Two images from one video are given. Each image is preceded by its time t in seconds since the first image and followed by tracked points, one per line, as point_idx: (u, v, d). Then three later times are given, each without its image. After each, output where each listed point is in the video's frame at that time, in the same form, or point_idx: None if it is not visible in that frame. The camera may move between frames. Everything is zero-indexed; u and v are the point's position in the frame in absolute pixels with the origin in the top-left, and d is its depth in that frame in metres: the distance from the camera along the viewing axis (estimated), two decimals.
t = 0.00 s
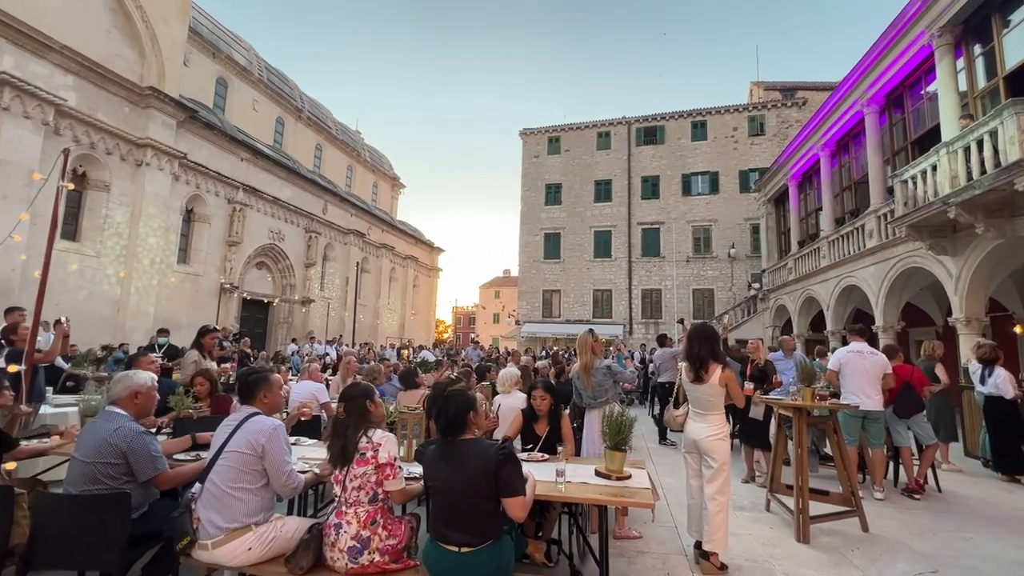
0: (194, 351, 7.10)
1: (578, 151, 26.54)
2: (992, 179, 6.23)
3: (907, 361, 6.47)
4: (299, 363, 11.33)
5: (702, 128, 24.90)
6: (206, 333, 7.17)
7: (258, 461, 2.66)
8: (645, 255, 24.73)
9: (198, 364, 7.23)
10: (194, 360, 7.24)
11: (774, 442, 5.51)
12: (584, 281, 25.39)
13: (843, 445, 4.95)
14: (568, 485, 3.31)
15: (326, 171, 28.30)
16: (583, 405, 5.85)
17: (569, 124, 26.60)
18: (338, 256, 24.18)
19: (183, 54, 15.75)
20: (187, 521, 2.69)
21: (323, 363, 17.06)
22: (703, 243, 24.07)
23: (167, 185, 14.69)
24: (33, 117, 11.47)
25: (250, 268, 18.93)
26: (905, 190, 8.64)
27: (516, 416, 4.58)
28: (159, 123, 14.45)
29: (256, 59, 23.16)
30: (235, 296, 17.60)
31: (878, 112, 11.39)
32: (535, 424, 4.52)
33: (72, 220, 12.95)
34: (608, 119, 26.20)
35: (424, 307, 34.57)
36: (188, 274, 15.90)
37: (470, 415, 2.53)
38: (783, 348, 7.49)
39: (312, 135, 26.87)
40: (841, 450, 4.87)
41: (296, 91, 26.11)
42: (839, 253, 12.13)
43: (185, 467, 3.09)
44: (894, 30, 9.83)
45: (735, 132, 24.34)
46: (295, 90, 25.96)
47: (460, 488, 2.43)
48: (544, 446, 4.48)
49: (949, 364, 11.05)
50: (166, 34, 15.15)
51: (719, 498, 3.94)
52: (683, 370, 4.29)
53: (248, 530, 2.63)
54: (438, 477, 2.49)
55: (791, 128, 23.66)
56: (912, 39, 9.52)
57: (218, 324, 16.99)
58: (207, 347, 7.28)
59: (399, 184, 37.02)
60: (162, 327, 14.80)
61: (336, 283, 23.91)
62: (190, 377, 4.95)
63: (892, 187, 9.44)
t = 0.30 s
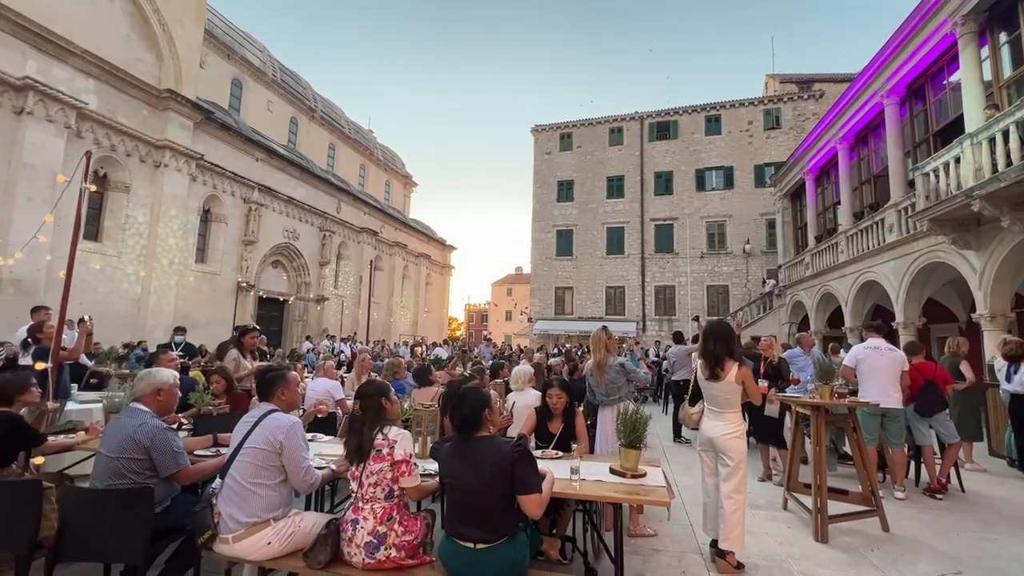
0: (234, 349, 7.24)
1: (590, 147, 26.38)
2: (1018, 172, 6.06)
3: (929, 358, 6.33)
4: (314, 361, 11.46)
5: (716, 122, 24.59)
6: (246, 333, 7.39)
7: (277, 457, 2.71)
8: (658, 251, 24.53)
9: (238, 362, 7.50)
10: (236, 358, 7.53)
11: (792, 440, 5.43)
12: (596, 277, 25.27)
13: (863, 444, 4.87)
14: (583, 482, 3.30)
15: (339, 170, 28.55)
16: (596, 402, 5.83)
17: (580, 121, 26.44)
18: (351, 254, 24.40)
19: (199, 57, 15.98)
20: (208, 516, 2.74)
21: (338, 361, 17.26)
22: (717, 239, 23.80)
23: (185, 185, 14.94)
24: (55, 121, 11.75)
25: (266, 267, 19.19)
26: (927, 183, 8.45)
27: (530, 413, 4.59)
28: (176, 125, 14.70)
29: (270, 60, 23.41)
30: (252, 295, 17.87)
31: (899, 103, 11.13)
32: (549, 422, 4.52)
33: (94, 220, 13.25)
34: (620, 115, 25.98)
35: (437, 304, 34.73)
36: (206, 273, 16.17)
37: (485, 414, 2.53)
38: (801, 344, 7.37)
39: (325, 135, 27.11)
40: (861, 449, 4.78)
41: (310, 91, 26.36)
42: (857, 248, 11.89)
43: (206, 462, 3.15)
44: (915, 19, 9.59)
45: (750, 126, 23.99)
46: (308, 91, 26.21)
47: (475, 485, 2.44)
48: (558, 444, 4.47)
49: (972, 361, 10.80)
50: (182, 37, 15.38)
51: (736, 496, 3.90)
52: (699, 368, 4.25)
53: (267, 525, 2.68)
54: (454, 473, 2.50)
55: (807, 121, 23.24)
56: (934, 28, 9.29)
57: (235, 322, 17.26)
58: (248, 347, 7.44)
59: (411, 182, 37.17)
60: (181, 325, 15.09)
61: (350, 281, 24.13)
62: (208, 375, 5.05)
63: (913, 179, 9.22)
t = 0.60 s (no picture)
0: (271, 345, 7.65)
1: (602, 142, 26.19)
2: None
3: (952, 353, 6.18)
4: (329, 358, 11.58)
5: (730, 115, 24.24)
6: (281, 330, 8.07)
7: (297, 453, 2.74)
8: (671, 247, 24.31)
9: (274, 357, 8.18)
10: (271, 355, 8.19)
11: (810, 437, 5.35)
12: (609, 273, 25.13)
13: (884, 441, 4.77)
14: (599, 479, 3.29)
15: (352, 169, 28.78)
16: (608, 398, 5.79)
17: (592, 116, 26.26)
18: (365, 252, 24.59)
19: (214, 58, 16.18)
20: (229, 510, 2.78)
21: (352, 358, 17.44)
22: (732, 234, 23.51)
23: (202, 185, 15.18)
24: (77, 124, 12.00)
25: (281, 265, 19.43)
26: (950, 174, 8.25)
27: (545, 410, 4.57)
28: (192, 126, 14.92)
29: (284, 61, 23.64)
30: (267, 293, 18.12)
31: (920, 93, 10.85)
32: (563, 419, 4.48)
33: (114, 221, 13.53)
34: (632, 109, 25.75)
35: (450, 302, 34.87)
36: (223, 272, 16.43)
37: (507, 410, 2.54)
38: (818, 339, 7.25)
39: (338, 134, 27.33)
40: (883, 447, 4.69)
41: (322, 91, 26.57)
42: (877, 242, 11.65)
43: (227, 458, 3.20)
44: (937, 7, 9.33)
45: (765, 118, 23.61)
46: (321, 90, 26.42)
47: (496, 481, 2.45)
48: (572, 441, 4.45)
49: (998, 357, 10.53)
50: (198, 39, 15.59)
51: (754, 494, 3.86)
52: (716, 364, 4.20)
53: (287, 519, 2.71)
54: (474, 469, 2.51)
55: (825, 112, 22.78)
56: (957, 15, 9.03)
57: (252, 320, 17.52)
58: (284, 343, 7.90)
59: (423, 180, 37.28)
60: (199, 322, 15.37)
61: (364, 279, 24.34)
62: (225, 371, 5.12)
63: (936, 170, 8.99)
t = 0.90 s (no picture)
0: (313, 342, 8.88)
1: (617, 134, 25.91)
2: None
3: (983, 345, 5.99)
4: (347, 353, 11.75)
5: (748, 104, 23.76)
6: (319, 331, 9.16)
7: (319, 447, 2.79)
8: (688, 239, 24.01)
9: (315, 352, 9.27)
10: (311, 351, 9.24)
11: (834, 431, 5.25)
12: (624, 267, 24.94)
13: (911, 435, 4.66)
14: (618, 473, 3.28)
15: (367, 166, 29.01)
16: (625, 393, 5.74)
17: (607, 107, 25.97)
18: (381, 248, 24.81)
19: (231, 59, 16.40)
20: (256, 502, 2.84)
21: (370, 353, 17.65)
22: (751, 225, 23.12)
23: (221, 185, 15.45)
24: (101, 126, 12.29)
25: (299, 262, 19.71)
26: (980, 160, 7.98)
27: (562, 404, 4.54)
28: (211, 127, 15.18)
29: (299, 60, 23.87)
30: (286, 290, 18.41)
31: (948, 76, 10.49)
32: (582, 413, 4.43)
33: (139, 221, 13.86)
34: (647, 100, 25.41)
35: (465, 297, 35.02)
36: (243, 270, 16.74)
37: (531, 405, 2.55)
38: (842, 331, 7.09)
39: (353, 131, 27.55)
40: (909, 441, 4.58)
41: (337, 89, 26.77)
42: (902, 231, 11.34)
43: (252, 451, 3.27)
44: None
45: (784, 106, 23.09)
46: (335, 88, 26.62)
47: (519, 475, 2.46)
48: (591, 435, 4.42)
49: None
50: (215, 39, 15.81)
51: (776, 489, 3.80)
52: (737, 357, 4.15)
53: (311, 512, 2.77)
54: (497, 463, 2.51)
55: (847, 99, 22.17)
56: None
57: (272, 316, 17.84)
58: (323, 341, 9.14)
59: (437, 176, 37.39)
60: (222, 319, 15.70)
61: (380, 275, 24.56)
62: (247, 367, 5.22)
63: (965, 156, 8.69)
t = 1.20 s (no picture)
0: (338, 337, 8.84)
1: (633, 125, 25.56)
2: None
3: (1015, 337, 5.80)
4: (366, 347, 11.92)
5: (769, 91, 23.22)
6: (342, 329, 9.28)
7: (340, 440, 2.84)
8: (707, 231, 23.66)
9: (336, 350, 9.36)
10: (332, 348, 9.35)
11: (858, 426, 5.14)
12: (641, 259, 24.71)
13: (938, 430, 4.54)
14: (637, 467, 3.27)
15: (383, 161, 29.18)
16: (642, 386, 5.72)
17: (623, 98, 25.62)
18: (398, 243, 25.01)
19: (248, 57, 16.60)
20: (280, 493, 2.90)
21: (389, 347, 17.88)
22: (771, 215, 22.68)
23: (242, 182, 15.73)
24: (126, 127, 12.59)
25: (318, 258, 19.98)
26: (1014, 146, 7.67)
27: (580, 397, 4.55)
28: (231, 125, 15.43)
29: (314, 56, 24.04)
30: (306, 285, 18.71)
31: (981, 58, 10.08)
32: (600, 407, 4.47)
33: (163, 219, 14.20)
34: (664, 90, 25.00)
35: (481, 291, 35.12)
36: (264, 266, 17.05)
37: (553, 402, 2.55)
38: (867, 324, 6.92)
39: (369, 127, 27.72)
40: (938, 436, 4.47)
41: (353, 84, 26.92)
42: (930, 221, 11.01)
43: (276, 443, 3.34)
44: None
45: (807, 93, 22.50)
46: (351, 84, 26.77)
47: (539, 470, 2.47)
48: (609, 429, 4.44)
49: None
50: (233, 39, 16.02)
51: (798, 484, 3.75)
52: (757, 351, 4.08)
53: (333, 504, 2.82)
54: (517, 458, 2.52)
55: (873, 84, 21.50)
56: None
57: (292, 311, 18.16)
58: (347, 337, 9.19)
59: (453, 170, 37.42)
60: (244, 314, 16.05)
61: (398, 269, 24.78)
62: (269, 362, 5.33)
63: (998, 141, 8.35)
